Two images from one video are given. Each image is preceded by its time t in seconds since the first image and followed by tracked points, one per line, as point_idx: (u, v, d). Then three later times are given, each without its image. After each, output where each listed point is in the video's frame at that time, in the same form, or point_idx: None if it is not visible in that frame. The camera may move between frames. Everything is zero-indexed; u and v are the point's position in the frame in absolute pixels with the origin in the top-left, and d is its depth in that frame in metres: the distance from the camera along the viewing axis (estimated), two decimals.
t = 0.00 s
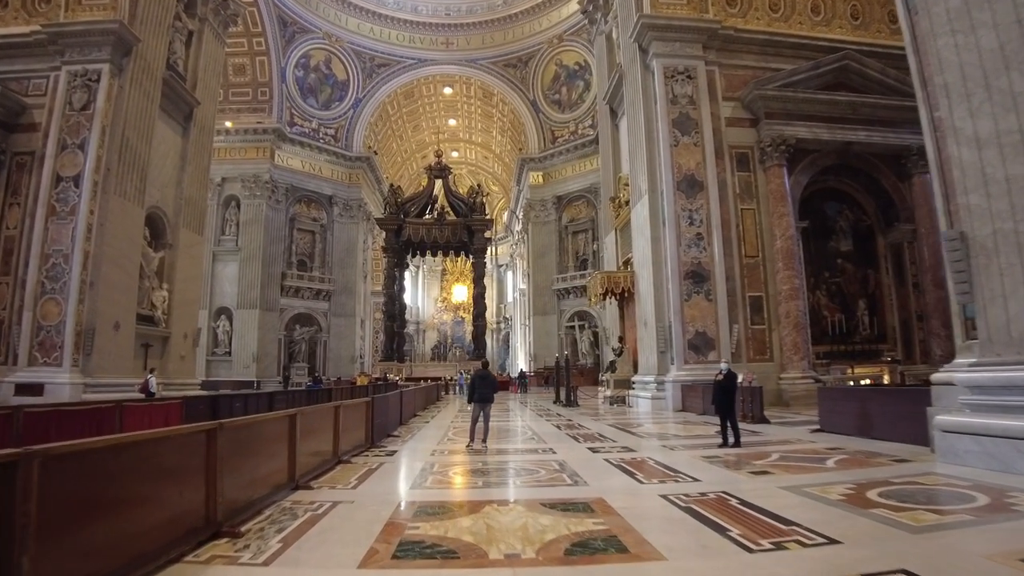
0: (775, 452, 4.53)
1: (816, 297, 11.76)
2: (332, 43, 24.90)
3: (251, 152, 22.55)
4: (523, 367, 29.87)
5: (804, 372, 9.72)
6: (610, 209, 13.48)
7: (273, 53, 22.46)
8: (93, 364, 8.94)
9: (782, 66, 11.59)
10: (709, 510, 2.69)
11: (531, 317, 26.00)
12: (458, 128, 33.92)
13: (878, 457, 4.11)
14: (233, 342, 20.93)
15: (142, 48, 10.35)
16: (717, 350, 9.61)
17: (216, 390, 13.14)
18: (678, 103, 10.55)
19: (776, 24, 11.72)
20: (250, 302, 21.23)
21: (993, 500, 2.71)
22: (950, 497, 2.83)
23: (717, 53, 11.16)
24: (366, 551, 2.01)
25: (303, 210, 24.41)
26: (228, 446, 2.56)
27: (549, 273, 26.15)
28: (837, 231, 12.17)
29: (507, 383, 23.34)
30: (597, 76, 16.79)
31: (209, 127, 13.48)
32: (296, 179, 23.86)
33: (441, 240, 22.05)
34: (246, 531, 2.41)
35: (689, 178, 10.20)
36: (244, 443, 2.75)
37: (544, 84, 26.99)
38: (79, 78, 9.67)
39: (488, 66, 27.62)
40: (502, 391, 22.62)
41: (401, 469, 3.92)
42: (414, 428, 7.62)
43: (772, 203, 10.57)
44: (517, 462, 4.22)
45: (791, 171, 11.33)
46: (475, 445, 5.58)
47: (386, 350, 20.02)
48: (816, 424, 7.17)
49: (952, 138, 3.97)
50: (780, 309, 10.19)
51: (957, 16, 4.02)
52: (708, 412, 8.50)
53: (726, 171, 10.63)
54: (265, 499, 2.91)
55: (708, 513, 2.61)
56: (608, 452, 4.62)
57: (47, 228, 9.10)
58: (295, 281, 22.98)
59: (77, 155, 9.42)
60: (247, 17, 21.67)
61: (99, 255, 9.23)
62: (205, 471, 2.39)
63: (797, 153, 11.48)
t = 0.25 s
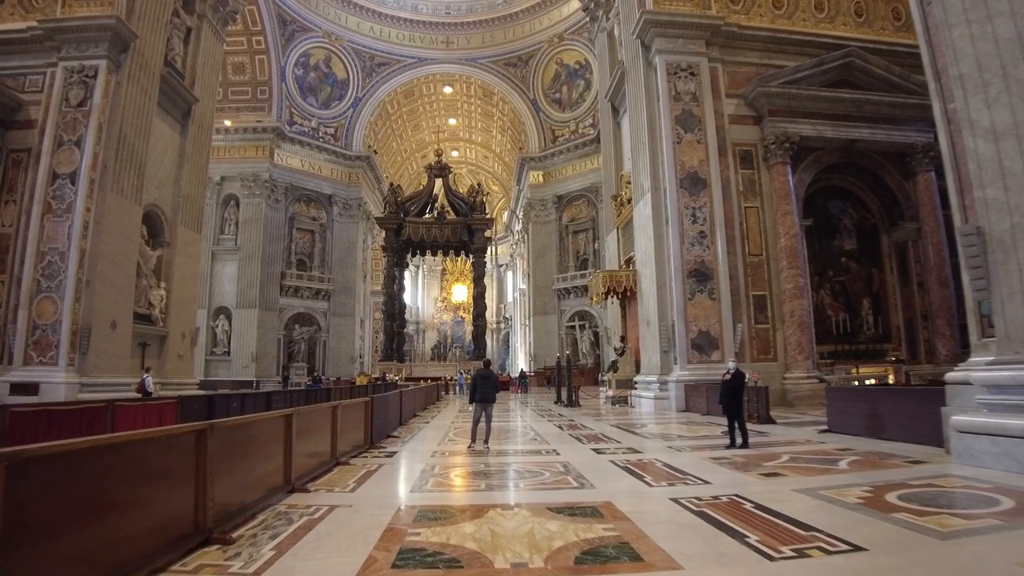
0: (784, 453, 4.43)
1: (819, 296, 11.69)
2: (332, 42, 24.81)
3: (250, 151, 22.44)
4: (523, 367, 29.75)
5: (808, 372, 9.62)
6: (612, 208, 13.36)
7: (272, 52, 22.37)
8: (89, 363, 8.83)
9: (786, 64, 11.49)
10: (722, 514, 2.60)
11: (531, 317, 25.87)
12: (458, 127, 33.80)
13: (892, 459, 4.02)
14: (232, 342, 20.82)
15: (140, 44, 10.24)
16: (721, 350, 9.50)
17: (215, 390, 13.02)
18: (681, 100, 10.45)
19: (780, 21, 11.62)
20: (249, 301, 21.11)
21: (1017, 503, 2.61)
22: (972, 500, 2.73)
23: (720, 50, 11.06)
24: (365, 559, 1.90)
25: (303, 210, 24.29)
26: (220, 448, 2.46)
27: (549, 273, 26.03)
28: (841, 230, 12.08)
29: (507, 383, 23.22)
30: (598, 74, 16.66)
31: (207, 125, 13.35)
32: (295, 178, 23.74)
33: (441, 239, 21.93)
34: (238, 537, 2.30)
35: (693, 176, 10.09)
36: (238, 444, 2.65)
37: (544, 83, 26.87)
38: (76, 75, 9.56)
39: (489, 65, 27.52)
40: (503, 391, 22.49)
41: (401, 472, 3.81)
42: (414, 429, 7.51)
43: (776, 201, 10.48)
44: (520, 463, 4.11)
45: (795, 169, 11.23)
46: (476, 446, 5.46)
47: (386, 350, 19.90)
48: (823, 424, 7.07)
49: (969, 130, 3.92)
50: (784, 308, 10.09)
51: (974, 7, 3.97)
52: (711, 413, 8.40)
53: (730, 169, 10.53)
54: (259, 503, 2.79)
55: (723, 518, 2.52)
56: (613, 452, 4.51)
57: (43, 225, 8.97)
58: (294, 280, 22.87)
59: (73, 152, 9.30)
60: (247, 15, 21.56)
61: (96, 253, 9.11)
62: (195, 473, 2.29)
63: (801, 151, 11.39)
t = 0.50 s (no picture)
0: (796, 457, 4.33)
1: (824, 296, 11.58)
2: (332, 42, 24.72)
3: (249, 151, 22.33)
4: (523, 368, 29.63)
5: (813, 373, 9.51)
6: (614, 207, 13.24)
7: (272, 51, 22.28)
8: (85, 364, 8.72)
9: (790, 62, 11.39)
10: (738, 523, 2.49)
11: (532, 318, 25.74)
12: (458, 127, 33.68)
13: (908, 463, 3.92)
14: (232, 343, 20.71)
15: (137, 42, 10.13)
16: (725, 350, 9.39)
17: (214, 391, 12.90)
18: (684, 98, 10.34)
19: (784, 18, 11.51)
20: (248, 302, 21.00)
21: None
22: (998, 508, 2.63)
23: (723, 48, 10.95)
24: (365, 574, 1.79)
25: (302, 210, 24.18)
26: (210, 455, 2.34)
27: (550, 274, 25.90)
28: (846, 229, 11.96)
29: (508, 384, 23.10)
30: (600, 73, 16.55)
31: (206, 124, 13.23)
32: (295, 178, 23.63)
33: (441, 240, 21.82)
34: (229, 549, 2.19)
35: (696, 175, 9.99)
36: (230, 450, 2.54)
37: (545, 83, 26.76)
38: (72, 73, 9.45)
39: (489, 65, 27.42)
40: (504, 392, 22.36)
41: (402, 477, 3.70)
42: (415, 431, 7.41)
43: (780, 199, 10.38)
44: (524, 468, 3.99)
45: (799, 168, 11.13)
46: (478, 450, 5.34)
47: (386, 351, 19.78)
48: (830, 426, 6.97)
49: (985, 124, 3.86)
50: (789, 308, 9.98)
51: None
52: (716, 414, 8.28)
53: (734, 168, 10.42)
54: (252, 513, 2.68)
55: (740, 528, 2.41)
56: (619, 456, 4.40)
57: (39, 225, 8.84)
58: (294, 281, 22.76)
59: (70, 151, 9.18)
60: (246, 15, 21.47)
61: (92, 253, 9.00)
62: (183, 481, 2.17)
63: (805, 149, 11.30)
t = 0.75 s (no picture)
0: (809, 458, 4.23)
1: (830, 295, 11.47)
2: (333, 41, 24.62)
3: (250, 150, 22.22)
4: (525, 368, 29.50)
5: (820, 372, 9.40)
6: (617, 206, 13.11)
7: (272, 50, 22.18)
8: (83, 364, 8.61)
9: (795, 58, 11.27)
10: (759, 529, 2.38)
11: (533, 317, 25.60)
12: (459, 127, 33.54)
13: (925, 465, 3.82)
14: (232, 343, 20.61)
15: (136, 39, 10.03)
16: (731, 349, 9.28)
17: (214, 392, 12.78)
18: (689, 95, 10.21)
19: (789, 15, 11.39)
20: (249, 302, 20.90)
21: None
22: None
23: (728, 44, 10.83)
24: None
25: (303, 209, 24.06)
26: (202, 456, 2.23)
27: (552, 273, 25.77)
28: (851, 227, 11.83)
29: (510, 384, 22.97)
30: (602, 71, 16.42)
31: (205, 121, 13.11)
32: (295, 177, 23.52)
33: (443, 239, 21.71)
34: (221, 558, 2.07)
35: (701, 172, 9.87)
36: (224, 452, 2.42)
37: (546, 82, 26.64)
38: (70, 69, 9.33)
39: (490, 64, 27.29)
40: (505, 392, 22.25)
41: (404, 479, 3.58)
42: (417, 432, 7.30)
43: (785, 197, 10.26)
44: (529, 469, 3.88)
45: (804, 165, 11.02)
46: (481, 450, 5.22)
47: (387, 350, 19.66)
48: (839, 426, 6.86)
49: (1006, 117, 3.79)
50: (795, 307, 9.86)
51: None
52: (722, 414, 8.17)
53: (739, 165, 10.30)
54: (247, 518, 2.56)
55: (760, 534, 2.30)
56: (627, 457, 4.29)
57: (36, 223, 8.73)
58: (295, 281, 22.65)
59: (68, 148, 9.07)
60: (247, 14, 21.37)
61: (91, 251, 8.89)
62: (173, 484, 2.06)
63: (810, 146, 11.18)
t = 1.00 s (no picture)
0: (824, 462, 4.13)
1: (836, 295, 11.35)
2: (334, 40, 24.53)
3: (250, 150, 22.13)
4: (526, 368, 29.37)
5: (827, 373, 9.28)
6: (621, 205, 13.00)
7: (273, 50, 22.10)
8: (82, 364, 8.51)
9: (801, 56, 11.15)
10: (781, 539, 2.28)
11: (535, 318, 25.47)
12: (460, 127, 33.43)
13: (945, 469, 3.71)
14: (233, 343, 20.51)
15: (136, 36, 9.93)
16: (737, 350, 9.16)
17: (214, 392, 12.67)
18: (694, 93, 10.10)
19: (794, 12, 11.27)
20: (250, 302, 20.81)
21: None
22: None
23: (732, 41, 10.72)
24: None
25: (304, 209, 23.96)
26: (198, 463, 2.11)
27: (553, 273, 25.65)
28: (857, 227, 11.71)
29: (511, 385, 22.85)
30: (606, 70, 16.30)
31: (206, 120, 13.00)
32: (296, 177, 23.42)
33: (444, 239, 21.61)
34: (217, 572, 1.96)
35: (706, 170, 9.76)
36: (221, 459, 2.31)
37: (548, 81, 26.52)
38: (69, 67, 9.22)
39: (492, 63, 27.18)
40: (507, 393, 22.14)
41: (408, 484, 3.47)
42: (419, 434, 7.20)
43: (792, 196, 10.14)
44: (536, 474, 3.76)
45: (810, 164, 10.90)
46: (485, 454, 5.11)
47: (388, 351, 19.54)
48: (850, 428, 6.75)
49: None
50: (801, 307, 9.75)
51: None
52: (729, 416, 8.06)
53: (745, 164, 10.19)
54: (244, 527, 2.45)
55: (784, 545, 2.20)
56: (636, 460, 4.18)
57: (35, 221, 8.63)
58: (295, 281, 22.55)
59: (66, 146, 8.97)
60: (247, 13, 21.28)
61: (89, 250, 8.79)
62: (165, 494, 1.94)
63: (817, 145, 11.06)
